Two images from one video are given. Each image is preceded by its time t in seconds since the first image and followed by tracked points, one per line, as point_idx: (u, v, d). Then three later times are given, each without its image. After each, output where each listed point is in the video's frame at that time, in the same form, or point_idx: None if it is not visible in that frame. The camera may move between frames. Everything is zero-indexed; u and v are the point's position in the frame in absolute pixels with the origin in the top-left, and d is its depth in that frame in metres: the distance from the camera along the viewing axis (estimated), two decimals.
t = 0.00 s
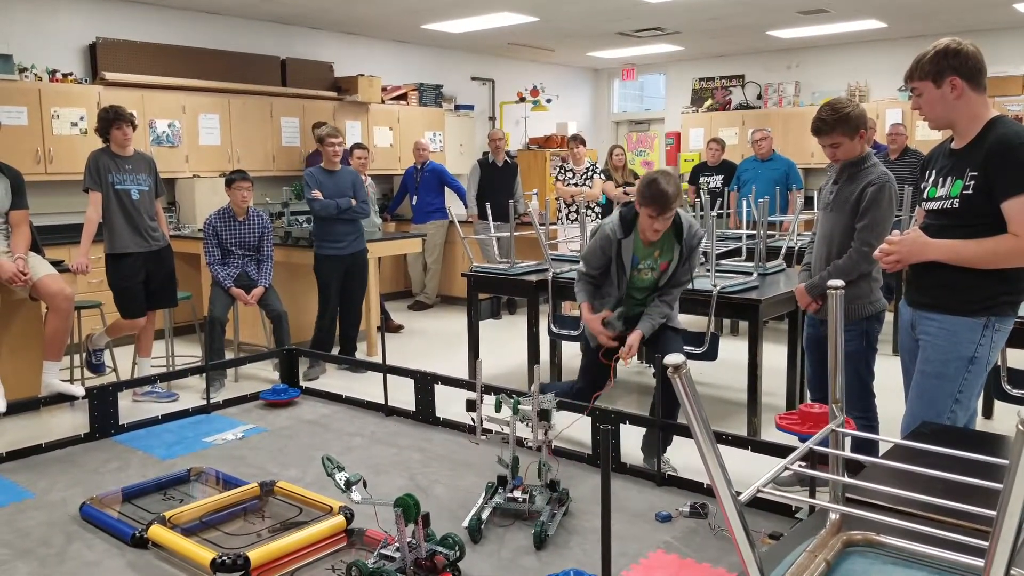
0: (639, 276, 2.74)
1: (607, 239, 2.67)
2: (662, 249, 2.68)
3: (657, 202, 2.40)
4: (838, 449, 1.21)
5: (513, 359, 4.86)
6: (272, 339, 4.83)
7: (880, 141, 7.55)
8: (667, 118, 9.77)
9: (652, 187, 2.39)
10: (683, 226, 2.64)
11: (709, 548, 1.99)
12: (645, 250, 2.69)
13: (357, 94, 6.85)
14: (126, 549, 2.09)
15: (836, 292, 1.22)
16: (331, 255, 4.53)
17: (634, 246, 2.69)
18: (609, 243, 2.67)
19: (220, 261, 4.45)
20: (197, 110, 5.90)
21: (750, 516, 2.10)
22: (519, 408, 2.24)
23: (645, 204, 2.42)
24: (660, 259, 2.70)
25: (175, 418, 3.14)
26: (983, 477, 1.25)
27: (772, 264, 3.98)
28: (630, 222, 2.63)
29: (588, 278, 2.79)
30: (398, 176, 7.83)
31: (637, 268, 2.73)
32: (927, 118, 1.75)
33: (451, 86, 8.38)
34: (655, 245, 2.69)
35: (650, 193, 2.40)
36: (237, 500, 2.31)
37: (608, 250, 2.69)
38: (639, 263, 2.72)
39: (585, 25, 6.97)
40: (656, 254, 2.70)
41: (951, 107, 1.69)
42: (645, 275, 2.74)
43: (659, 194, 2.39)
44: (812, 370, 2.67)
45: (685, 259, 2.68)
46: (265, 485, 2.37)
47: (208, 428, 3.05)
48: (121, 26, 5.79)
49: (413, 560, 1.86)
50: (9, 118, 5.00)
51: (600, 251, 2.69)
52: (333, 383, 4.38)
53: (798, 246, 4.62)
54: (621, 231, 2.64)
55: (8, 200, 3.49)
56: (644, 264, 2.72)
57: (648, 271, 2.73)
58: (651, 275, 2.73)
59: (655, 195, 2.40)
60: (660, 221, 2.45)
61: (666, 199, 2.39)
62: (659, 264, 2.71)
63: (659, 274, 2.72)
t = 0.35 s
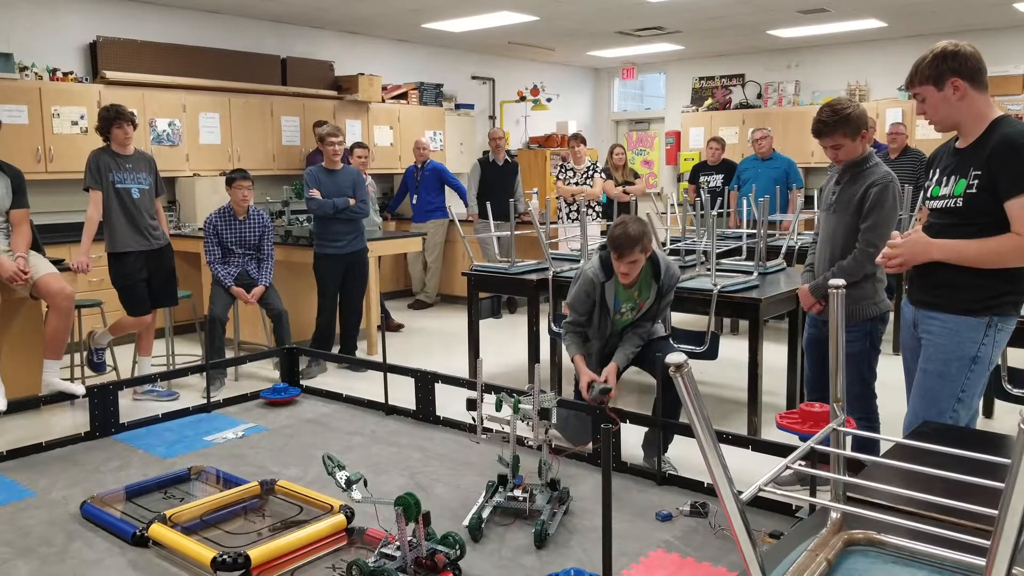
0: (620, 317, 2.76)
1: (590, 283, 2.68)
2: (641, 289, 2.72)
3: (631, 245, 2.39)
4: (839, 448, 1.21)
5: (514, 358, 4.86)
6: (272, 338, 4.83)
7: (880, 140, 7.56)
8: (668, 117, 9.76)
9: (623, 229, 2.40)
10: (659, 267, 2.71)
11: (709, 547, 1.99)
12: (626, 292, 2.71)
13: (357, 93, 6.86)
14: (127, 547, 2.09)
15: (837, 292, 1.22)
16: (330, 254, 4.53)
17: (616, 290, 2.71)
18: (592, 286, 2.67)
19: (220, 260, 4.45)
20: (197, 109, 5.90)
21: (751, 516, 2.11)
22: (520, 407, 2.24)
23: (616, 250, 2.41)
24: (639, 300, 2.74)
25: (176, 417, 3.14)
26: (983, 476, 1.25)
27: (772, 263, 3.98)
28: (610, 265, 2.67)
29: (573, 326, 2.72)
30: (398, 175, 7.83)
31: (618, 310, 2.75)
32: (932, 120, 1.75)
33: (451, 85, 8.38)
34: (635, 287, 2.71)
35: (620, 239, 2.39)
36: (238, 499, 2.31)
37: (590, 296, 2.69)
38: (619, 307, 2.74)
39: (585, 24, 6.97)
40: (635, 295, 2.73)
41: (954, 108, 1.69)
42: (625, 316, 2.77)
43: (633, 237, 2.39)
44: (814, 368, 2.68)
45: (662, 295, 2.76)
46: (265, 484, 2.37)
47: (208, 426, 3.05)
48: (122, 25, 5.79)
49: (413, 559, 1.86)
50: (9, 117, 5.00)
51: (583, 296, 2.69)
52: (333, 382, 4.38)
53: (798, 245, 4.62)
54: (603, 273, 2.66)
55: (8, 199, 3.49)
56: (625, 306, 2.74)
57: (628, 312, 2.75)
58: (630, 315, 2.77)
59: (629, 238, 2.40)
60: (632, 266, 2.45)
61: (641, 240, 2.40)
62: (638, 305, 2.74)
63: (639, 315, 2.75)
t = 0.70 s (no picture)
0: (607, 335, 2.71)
1: (571, 308, 2.61)
2: (623, 307, 2.66)
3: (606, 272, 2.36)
4: (839, 447, 1.20)
5: (513, 358, 4.86)
6: (271, 338, 4.83)
7: (880, 139, 7.56)
8: (667, 116, 9.76)
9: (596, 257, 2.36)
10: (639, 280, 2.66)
11: (709, 546, 1.98)
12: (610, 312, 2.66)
13: (357, 93, 6.85)
14: (126, 548, 2.09)
15: (838, 291, 1.22)
16: (324, 254, 4.53)
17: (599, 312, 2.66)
18: (573, 312, 2.62)
19: (220, 260, 4.45)
20: (196, 108, 5.89)
21: (753, 515, 2.11)
22: (520, 407, 2.24)
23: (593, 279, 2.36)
24: (623, 317, 2.68)
25: (175, 417, 3.14)
26: (985, 475, 1.25)
27: (772, 263, 3.98)
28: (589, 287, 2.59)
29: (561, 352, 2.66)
30: (397, 175, 7.83)
31: (604, 330, 2.69)
32: (931, 122, 1.74)
33: (450, 84, 8.38)
34: (616, 306, 2.66)
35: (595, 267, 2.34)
36: (237, 499, 2.31)
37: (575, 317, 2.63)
38: (605, 327, 2.69)
39: (585, 24, 6.97)
40: (618, 313, 2.67)
41: (952, 109, 1.69)
42: (612, 333, 2.71)
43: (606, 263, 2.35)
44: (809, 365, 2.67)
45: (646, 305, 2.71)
46: (265, 484, 2.37)
47: (208, 427, 3.05)
48: (121, 25, 5.79)
49: (413, 559, 1.85)
50: (8, 117, 4.99)
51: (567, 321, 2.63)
52: (333, 382, 4.38)
53: (798, 245, 4.63)
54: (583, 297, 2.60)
55: (8, 199, 3.49)
56: (609, 325, 2.69)
57: (614, 329, 2.70)
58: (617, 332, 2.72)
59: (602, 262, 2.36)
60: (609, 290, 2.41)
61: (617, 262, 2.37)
62: (622, 320, 2.69)
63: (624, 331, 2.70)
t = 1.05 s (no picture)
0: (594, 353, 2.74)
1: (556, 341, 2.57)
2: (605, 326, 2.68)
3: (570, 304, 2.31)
4: (841, 447, 1.20)
5: (513, 359, 4.87)
6: (270, 340, 4.83)
7: (878, 141, 7.57)
8: (665, 117, 9.76)
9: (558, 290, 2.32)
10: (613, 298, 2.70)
11: (709, 548, 1.98)
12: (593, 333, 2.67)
13: (356, 94, 6.85)
14: (126, 550, 2.08)
15: (838, 292, 1.22)
16: (315, 256, 4.53)
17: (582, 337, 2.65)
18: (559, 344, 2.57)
19: (219, 262, 4.45)
20: (195, 110, 5.89)
21: (755, 517, 2.11)
22: (519, 408, 2.24)
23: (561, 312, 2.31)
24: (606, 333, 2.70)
25: (175, 419, 3.14)
26: (985, 477, 1.25)
27: (771, 264, 3.98)
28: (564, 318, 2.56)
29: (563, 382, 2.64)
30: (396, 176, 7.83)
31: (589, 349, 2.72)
32: (926, 125, 1.75)
33: (449, 86, 8.39)
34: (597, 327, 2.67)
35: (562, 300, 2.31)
36: (237, 501, 2.31)
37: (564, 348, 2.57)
38: (590, 347, 2.72)
39: (584, 25, 6.97)
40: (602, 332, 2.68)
41: (948, 112, 1.69)
42: (598, 351, 2.75)
43: (568, 295, 2.31)
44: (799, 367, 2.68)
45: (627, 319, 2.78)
46: (265, 485, 2.37)
47: (207, 428, 3.05)
48: (121, 27, 5.79)
49: (413, 561, 1.85)
50: (7, 119, 4.99)
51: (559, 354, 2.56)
52: (332, 383, 4.38)
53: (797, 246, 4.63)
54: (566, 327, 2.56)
55: (7, 201, 3.49)
56: (595, 343, 2.70)
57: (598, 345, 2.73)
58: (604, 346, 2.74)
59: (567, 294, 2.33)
60: (579, 320, 2.35)
61: (583, 293, 2.34)
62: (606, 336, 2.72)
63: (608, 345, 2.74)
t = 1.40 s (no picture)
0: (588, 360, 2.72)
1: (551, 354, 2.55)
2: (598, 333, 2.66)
3: (563, 319, 2.31)
4: (842, 448, 1.19)
5: (513, 361, 4.87)
6: (270, 342, 4.84)
7: (878, 141, 7.57)
8: (665, 118, 9.77)
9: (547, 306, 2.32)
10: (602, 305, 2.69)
11: (710, 549, 1.99)
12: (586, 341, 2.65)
13: (355, 96, 6.85)
14: (126, 552, 2.09)
15: (838, 291, 1.21)
16: (309, 259, 4.53)
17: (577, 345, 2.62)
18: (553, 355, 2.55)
19: (219, 264, 4.45)
20: (194, 113, 5.89)
21: (756, 517, 2.11)
22: (519, 410, 2.23)
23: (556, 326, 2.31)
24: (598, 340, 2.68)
25: (175, 421, 3.14)
26: (985, 477, 1.26)
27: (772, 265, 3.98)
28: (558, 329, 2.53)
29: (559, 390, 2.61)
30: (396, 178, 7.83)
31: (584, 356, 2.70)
32: (923, 124, 1.75)
33: (449, 87, 8.39)
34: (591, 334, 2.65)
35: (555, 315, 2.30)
36: (237, 503, 2.31)
37: (559, 357, 2.55)
38: (585, 355, 2.70)
39: (583, 26, 6.98)
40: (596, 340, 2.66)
41: (944, 112, 1.69)
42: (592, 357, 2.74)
43: (558, 310, 2.31)
44: (782, 367, 2.75)
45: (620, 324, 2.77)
46: (265, 487, 2.37)
47: (207, 431, 3.05)
48: (120, 30, 5.79)
49: (414, 563, 1.85)
50: (7, 122, 4.99)
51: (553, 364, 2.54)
52: (332, 385, 4.38)
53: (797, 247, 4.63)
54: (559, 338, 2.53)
55: (7, 205, 3.49)
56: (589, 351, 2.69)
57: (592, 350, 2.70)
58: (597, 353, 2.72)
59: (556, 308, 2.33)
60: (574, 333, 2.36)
61: (572, 306, 2.34)
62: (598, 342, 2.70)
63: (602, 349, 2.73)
